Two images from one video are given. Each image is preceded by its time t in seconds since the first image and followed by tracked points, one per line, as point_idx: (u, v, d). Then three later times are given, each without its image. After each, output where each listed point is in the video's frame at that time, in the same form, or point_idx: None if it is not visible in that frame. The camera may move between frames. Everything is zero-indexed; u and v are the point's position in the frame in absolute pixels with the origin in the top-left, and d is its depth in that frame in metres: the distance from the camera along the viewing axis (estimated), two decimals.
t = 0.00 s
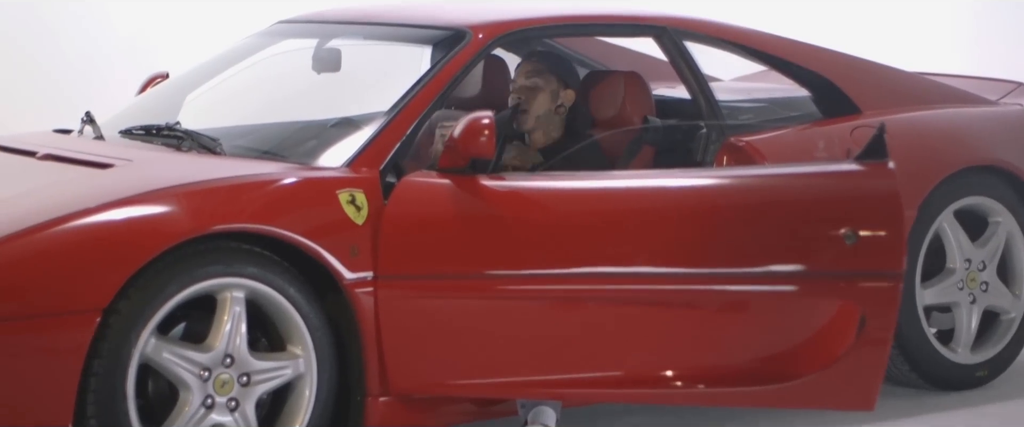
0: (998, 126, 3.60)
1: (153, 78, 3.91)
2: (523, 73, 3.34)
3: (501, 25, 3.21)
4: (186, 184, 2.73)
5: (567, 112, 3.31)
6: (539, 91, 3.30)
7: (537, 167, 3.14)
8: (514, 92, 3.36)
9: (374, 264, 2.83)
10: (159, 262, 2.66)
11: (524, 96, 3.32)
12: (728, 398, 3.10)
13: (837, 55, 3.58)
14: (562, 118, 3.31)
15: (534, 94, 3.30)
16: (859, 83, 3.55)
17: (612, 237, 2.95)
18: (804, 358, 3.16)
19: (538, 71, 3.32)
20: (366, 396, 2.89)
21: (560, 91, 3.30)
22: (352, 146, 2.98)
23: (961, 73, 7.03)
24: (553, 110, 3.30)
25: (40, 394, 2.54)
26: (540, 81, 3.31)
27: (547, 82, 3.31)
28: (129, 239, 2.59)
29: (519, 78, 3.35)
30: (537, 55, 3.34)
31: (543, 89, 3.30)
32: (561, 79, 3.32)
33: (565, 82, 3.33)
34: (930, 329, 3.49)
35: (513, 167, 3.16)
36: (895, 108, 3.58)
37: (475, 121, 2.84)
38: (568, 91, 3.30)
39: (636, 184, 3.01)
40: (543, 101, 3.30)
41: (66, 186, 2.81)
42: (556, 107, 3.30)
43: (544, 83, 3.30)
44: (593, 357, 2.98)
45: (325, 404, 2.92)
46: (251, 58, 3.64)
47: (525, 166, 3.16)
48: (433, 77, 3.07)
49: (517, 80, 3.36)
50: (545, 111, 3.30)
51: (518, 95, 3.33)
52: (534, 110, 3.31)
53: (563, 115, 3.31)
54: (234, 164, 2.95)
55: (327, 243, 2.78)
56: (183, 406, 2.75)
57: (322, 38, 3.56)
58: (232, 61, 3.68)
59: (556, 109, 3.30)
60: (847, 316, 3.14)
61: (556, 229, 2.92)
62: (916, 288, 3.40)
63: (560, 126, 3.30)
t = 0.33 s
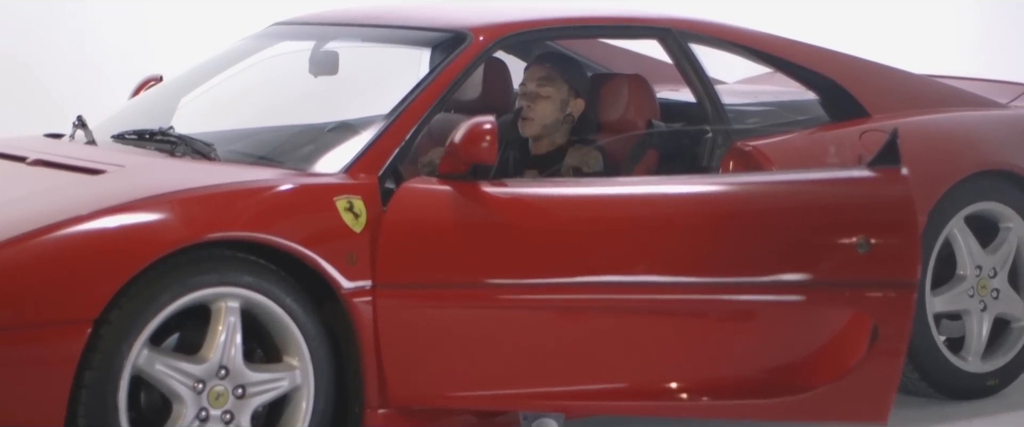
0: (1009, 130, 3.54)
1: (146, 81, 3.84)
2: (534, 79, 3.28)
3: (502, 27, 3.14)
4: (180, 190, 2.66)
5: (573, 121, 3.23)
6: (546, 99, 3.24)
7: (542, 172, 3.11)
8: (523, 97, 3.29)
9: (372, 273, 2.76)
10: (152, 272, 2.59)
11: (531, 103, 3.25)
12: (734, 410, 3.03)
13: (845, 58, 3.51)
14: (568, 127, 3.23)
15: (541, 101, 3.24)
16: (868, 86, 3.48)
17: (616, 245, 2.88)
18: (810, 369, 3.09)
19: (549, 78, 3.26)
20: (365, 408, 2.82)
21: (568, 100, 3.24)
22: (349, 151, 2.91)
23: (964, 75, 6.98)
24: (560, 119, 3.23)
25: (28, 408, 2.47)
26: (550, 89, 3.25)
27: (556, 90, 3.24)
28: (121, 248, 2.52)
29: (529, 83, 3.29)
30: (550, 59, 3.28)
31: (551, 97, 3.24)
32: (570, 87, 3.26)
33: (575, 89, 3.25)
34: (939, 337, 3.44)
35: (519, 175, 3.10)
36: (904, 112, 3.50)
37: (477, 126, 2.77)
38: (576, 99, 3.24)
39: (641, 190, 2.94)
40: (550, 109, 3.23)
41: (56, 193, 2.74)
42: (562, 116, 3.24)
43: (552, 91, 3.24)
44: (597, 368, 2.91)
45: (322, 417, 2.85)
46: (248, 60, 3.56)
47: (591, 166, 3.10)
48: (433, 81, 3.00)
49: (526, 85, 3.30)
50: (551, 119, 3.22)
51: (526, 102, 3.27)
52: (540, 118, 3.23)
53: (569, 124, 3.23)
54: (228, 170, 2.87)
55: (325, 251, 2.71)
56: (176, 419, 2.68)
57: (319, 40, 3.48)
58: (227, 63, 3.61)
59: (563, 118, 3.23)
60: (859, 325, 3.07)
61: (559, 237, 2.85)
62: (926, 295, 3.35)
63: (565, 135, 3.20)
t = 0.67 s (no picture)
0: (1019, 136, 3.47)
1: (138, 86, 3.76)
2: (563, 88, 3.20)
3: (503, 31, 3.06)
4: (173, 199, 2.58)
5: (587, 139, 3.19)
6: (576, 113, 3.18)
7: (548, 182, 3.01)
8: (548, 104, 3.20)
9: (370, 284, 2.68)
10: (144, 284, 2.51)
11: (558, 112, 3.17)
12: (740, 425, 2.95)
13: (853, 62, 3.44)
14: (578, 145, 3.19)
15: (568, 114, 3.18)
16: (877, 90, 3.40)
17: (620, 256, 2.80)
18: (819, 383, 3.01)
19: (580, 92, 3.20)
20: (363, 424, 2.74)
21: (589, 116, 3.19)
22: (346, 159, 2.83)
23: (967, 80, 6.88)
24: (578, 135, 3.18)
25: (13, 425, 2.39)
26: (580, 104, 3.19)
27: (585, 106, 3.19)
28: (112, 259, 2.44)
29: (559, 92, 3.20)
30: (571, 69, 3.23)
31: (578, 111, 3.19)
32: (593, 102, 3.20)
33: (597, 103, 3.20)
34: (951, 348, 3.39)
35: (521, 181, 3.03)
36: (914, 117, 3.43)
37: (478, 133, 2.68)
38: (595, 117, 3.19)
39: (646, 199, 2.86)
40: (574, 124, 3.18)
41: (44, 202, 2.65)
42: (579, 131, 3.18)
43: (582, 106, 3.19)
44: (601, 383, 2.84)
45: None
46: (245, 64, 3.48)
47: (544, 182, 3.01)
48: (432, 86, 2.92)
49: (554, 92, 3.21)
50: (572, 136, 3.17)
51: (549, 109, 3.18)
52: (562, 131, 3.17)
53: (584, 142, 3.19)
54: (222, 178, 2.79)
55: (322, 262, 2.64)
56: None
57: (315, 44, 3.41)
58: (220, 68, 3.53)
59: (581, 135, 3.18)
60: (872, 338, 2.99)
61: (563, 247, 2.77)
62: (939, 305, 3.30)
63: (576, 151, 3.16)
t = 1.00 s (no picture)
0: None
1: (129, 92, 3.67)
2: (578, 100, 3.11)
3: (504, 36, 2.98)
4: (165, 211, 2.50)
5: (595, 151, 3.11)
6: (589, 126, 3.10)
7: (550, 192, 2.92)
8: (561, 115, 3.11)
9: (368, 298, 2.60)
10: (133, 300, 2.43)
11: (572, 125, 3.09)
12: None
13: (863, 68, 3.35)
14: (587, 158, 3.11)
15: (581, 127, 3.09)
16: (888, 97, 3.31)
17: (625, 270, 2.71)
18: (829, 400, 2.92)
19: (594, 104, 3.12)
20: None
21: (600, 129, 3.11)
22: (343, 169, 2.75)
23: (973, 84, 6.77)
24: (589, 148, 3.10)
25: None
26: (594, 117, 3.11)
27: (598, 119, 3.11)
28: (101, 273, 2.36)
29: (573, 104, 3.11)
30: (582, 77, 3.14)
31: (591, 124, 3.11)
32: (605, 113, 3.12)
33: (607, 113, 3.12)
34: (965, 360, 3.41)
35: (523, 191, 2.90)
36: (926, 124, 3.34)
37: (480, 144, 2.58)
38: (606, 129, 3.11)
39: (651, 210, 2.78)
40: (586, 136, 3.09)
41: (31, 213, 2.57)
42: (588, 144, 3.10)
43: (595, 119, 3.10)
44: (605, 400, 2.75)
45: None
46: (238, 71, 3.39)
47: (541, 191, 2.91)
48: (431, 94, 2.83)
49: (568, 103, 3.12)
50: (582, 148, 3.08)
51: (563, 120, 3.09)
52: (573, 143, 3.08)
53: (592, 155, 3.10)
54: (215, 189, 2.70)
55: (318, 276, 2.55)
56: None
57: (310, 49, 3.31)
58: (213, 74, 3.44)
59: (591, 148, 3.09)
60: (889, 353, 2.92)
61: (566, 260, 2.69)
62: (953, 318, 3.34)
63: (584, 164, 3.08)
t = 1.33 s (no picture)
0: None
1: (119, 98, 3.57)
2: (588, 109, 3.02)
3: (506, 40, 2.88)
4: (156, 223, 2.41)
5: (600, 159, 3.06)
6: (598, 136, 3.02)
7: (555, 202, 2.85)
8: (570, 124, 3.02)
9: (366, 313, 2.52)
10: (121, 316, 2.33)
11: (581, 135, 3.00)
12: None
13: (875, 74, 3.27)
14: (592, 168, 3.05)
15: (590, 137, 3.01)
16: (900, 104, 3.23)
17: (633, 283, 2.62)
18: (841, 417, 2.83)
19: (603, 113, 3.03)
20: None
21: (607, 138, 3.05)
22: (339, 179, 2.65)
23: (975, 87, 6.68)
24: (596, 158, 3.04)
25: None
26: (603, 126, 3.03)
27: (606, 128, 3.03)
28: (88, 288, 2.26)
29: (582, 112, 3.02)
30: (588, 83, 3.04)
31: (599, 134, 3.02)
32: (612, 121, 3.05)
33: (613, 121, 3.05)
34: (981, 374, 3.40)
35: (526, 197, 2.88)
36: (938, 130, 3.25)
37: (481, 153, 2.48)
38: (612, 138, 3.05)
39: (658, 222, 2.69)
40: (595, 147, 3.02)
41: (16, 225, 2.47)
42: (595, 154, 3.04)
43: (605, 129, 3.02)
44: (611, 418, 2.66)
45: None
46: (232, 74, 3.28)
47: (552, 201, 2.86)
48: (431, 100, 2.73)
49: (576, 112, 3.02)
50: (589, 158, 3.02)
51: (572, 130, 3.00)
52: (581, 153, 3.01)
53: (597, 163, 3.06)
54: (207, 199, 2.61)
55: (314, 290, 2.47)
56: None
57: (304, 54, 3.22)
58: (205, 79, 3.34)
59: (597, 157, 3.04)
60: (906, 372, 2.82)
61: (570, 273, 2.60)
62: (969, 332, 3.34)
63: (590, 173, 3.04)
